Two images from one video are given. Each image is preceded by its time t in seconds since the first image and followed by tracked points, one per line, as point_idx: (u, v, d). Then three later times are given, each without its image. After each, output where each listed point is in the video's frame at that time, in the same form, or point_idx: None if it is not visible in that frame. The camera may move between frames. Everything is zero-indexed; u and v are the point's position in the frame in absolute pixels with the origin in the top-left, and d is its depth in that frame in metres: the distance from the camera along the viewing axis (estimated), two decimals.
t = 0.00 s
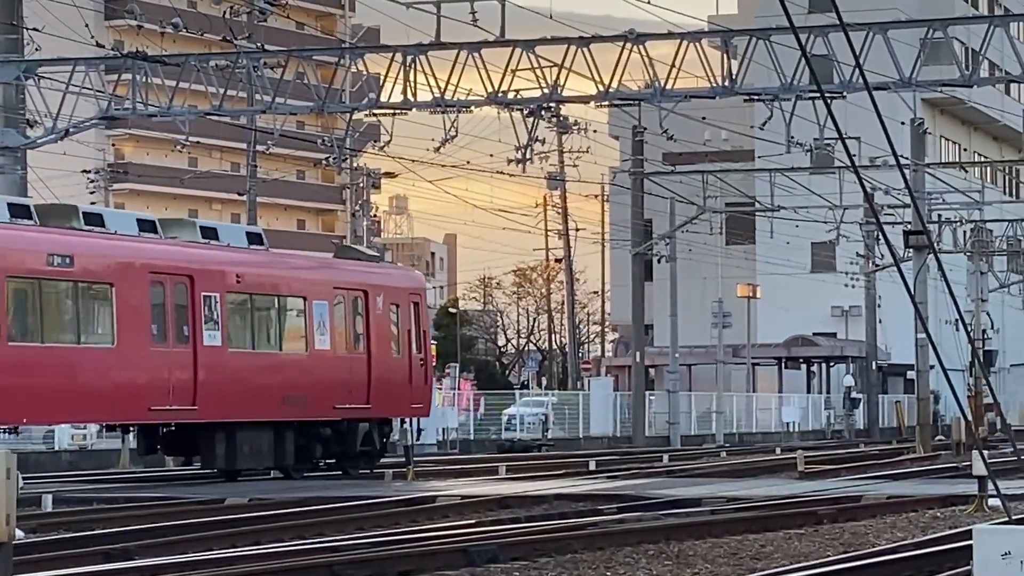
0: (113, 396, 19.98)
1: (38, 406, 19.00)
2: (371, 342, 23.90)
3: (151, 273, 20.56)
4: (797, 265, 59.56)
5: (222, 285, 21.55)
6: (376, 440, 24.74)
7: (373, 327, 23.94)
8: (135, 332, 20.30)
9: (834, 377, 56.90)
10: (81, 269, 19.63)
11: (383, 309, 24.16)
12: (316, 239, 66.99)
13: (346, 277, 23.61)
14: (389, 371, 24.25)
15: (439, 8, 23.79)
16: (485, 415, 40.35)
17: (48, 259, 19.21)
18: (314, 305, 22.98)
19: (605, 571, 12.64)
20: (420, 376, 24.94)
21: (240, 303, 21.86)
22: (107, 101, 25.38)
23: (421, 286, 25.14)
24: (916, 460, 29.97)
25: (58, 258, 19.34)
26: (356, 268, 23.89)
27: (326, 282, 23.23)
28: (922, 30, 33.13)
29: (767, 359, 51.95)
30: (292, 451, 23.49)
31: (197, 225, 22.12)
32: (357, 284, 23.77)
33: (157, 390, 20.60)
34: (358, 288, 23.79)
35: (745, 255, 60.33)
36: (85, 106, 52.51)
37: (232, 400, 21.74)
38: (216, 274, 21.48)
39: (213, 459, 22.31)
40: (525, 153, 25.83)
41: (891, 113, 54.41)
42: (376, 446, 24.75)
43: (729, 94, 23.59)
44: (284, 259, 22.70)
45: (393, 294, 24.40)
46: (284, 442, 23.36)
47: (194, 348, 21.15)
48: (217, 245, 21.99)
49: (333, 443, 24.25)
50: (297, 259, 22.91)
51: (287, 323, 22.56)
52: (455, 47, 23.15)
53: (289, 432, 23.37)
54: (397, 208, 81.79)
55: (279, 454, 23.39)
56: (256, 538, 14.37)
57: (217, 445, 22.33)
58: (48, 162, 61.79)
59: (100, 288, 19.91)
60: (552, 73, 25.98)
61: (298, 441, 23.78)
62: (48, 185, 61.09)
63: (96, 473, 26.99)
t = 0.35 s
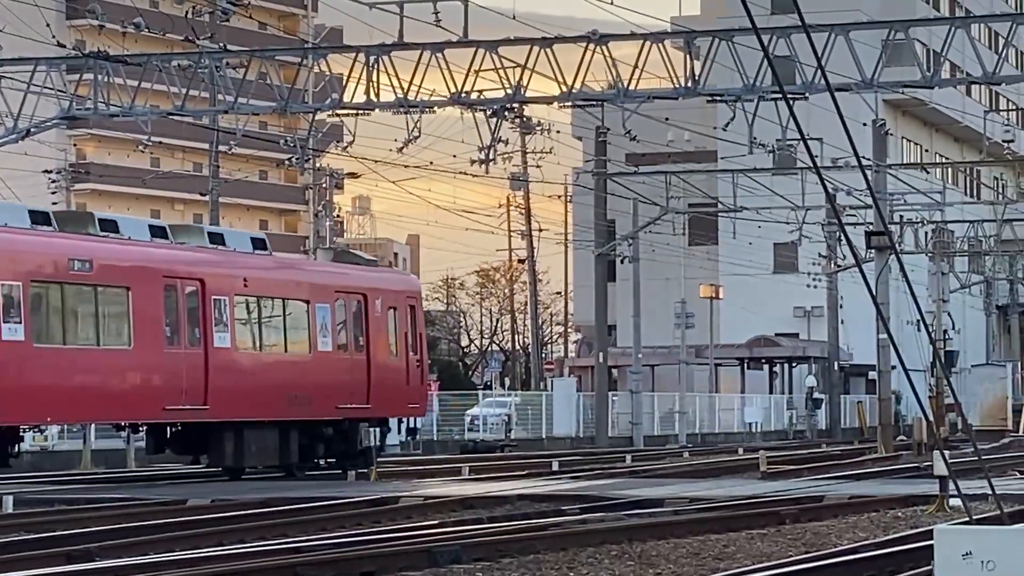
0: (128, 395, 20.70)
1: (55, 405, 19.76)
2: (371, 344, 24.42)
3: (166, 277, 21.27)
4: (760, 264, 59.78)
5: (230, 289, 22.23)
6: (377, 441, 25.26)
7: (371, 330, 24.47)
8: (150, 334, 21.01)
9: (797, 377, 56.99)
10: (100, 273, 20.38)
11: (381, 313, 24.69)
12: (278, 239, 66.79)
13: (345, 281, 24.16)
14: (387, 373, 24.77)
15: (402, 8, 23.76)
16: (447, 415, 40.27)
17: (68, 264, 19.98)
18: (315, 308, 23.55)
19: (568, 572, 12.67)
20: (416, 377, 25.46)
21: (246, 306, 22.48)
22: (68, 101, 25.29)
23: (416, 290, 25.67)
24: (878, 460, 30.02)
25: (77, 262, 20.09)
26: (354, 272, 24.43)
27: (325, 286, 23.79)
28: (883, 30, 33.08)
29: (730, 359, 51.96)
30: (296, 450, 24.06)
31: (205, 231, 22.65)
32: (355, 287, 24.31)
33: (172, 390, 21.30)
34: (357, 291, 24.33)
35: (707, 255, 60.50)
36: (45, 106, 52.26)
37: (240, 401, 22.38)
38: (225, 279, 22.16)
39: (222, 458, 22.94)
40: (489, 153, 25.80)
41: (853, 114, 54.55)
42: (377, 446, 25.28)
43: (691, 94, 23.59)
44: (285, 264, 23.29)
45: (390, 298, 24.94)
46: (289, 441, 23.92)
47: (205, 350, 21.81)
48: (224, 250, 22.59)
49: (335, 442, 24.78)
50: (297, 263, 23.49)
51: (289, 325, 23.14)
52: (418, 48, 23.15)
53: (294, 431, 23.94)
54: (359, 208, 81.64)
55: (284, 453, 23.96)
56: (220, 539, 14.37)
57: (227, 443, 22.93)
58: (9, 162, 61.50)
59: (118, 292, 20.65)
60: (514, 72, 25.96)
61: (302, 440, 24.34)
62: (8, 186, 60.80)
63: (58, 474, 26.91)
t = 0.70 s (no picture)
0: (136, 395, 20.90)
1: (68, 404, 19.96)
2: (366, 344, 24.70)
3: (172, 281, 21.51)
4: (717, 264, 59.72)
5: (232, 292, 22.50)
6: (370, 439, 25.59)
7: (367, 330, 24.73)
8: (157, 336, 21.25)
9: (754, 376, 57.07)
10: (111, 276, 20.59)
11: (376, 314, 24.96)
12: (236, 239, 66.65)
13: (342, 283, 24.42)
14: (381, 373, 25.04)
15: (360, 7, 23.74)
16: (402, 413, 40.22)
17: (82, 268, 20.18)
18: (312, 310, 23.82)
19: (526, 571, 12.65)
20: (408, 376, 25.74)
21: (246, 308, 22.74)
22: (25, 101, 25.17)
23: (408, 291, 25.93)
24: (836, 459, 30.11)
25: (90, 265, 20.31)
26: (350, 274, 24.69)
27: (322, 289, 24.05)
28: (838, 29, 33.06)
29: (687, 358, 51.97)
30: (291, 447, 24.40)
31: (206, 236, 22.88)
32: (353, 289, 24.57)
33: (177, 391, 21.53)
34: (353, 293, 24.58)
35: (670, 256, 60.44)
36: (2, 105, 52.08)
37: (242, 400, 22.64)
38: (227, 282, 22.41)
39: (224, 455, 23.29)
40: (447, 153, 25.81)
41: (810, 115, 54.64)
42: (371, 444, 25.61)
43: (649, 94, 23.58)
44: (282, 266, 23.55)
45: (384, 300, 25.19)
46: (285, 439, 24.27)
47: (209, 352, 22.06)
48: (224, 253, 22.83)
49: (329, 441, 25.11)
50: (293, 267, 23.75)
51: (288, 326, 23.40)
52: (376, 47, 23.12)
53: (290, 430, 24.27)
54: (318, 207, 81.54)
55: (280, 451, 24.30)
56: (177, 539, 14.32)
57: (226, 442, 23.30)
58: None
59: (128, 295, 20.87)
60: (472, 71, 25.95)
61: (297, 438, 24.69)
62: None
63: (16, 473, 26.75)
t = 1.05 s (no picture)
0: (139, 394, 21.32)
1: (76, 403, 20.37)
2: (352, 344, 25.14)
3: (173, 283, 21.94)
4: (671, 262, 59.75)
5: (230, 295, 22.87)
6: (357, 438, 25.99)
7: (352, 330, 25.19)
8: (160, 337, 21.69)
9: (709, 374, 57.19)
10: (116, 279, 21.04)
11: (361, 315, 25.43)
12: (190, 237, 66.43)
13: (329, 285, 24.87)
14: (367, 373, 25.48)
15: (314, 5, 23.69)
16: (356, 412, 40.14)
17: (88, 270, 20.64)
18: (304, 312, 24.21)
19: (481, 569, 12.63)
20: (392, 376, 26.17)
21: (244, 309, 23.13)
22: None
23: (390, 293, 26.42)
24: (790, 456, 30.17)
25: (96, 269, 20.77)
26: (337, 277, 25.14)
27: (313, 291, 24.46)
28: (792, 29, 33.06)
29: (642, 356, 52.00)
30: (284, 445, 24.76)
31: (203, 239, 23.21)
32: (338, 291, 25.02)
33: (179, 391, 21.97)
34: (339, 295, 25.04)
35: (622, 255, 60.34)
36: None
37: (239, 399, 23.03)
38: (227, 284, 22.81)
39: (219, 452, 23.78)
40: (402, 151, 25.77)
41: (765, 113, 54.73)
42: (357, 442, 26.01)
43: (604, 93, 23.58)
44: (275, 269, 23.93)
45: (368, 301, 25.67)
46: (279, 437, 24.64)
47: (210, 352, 22.48)
48: (222, 257, 23.18)
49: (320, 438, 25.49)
50: (286, 270, 24.14)
51: (281, 327, 23.79)
52: (331, 44, 23.06)
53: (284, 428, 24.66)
54: (273, 205, 81.38)
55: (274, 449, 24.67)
56: (129, 538, 14.26)
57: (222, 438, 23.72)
58: None
59: (132, 297, 21.30)
60: (427, 69, 25.91)
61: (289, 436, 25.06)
62: None
63: None
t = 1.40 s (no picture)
0: (136, 392, 21.77)
1: (76, 400, 20.83)
2: (336, 343, 25.56)
3: (169, 284, 22.38)
4: (627, 259, 59.69)
5: (222, 295, 23.30)
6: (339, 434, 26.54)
7: (336, 329, 25.61)
8: (156, 335, 22.12)
9: (662, 371, 57.28)
10: (115, 280, 21.48)
11: (343, 314, 25.86)
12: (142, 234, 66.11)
13: (314, 286, 25.30)
14: (349, 371, 25.91)
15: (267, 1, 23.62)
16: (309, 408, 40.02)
17: (90, 272, 21.09)
18: (289, 312, 24.64)
19: (434, 566, 12.62)
20: (372, 375, 26.60)
21: (235, 309, 23.55)
22: None
23: (370, 294, 26.86)
24: (743, 453, 30.18)
25: (97, 271, 21.22)
26: (321, 278, 25.58)
27: (298, 292, 24.90)
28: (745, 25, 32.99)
29: (596, 353, 52.04)
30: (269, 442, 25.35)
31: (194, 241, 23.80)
32: (323, 291, 25.46)
33: (173, 388, 22.41)
34: (323, 295, 25.46)
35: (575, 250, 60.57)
36: None
37: (231, 396, 23.45)
38: (218, 285, 23.24)
39: (210, 449, 24.41)
40: (355, 148, 25.73)
41: (717, 110, 54.80)
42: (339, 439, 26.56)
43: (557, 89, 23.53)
44: (263, 270, 24.38)
45: (351, 302, 26.11)
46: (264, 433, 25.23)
47: (202, 350, 22.91)
48: (211, 258, 23.67)
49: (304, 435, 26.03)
50: (273, 271, 24.57)
51: (269, 326, 24.21)
52: (285, 40, 23.00)
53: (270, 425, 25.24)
54: (226, 201, 81.11)
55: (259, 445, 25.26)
56: (82, 536, 14.20)
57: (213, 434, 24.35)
58: None
59: (130, 298, 21.75)
60: (381, 66, 25.86)
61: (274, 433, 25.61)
62: None
63: None
